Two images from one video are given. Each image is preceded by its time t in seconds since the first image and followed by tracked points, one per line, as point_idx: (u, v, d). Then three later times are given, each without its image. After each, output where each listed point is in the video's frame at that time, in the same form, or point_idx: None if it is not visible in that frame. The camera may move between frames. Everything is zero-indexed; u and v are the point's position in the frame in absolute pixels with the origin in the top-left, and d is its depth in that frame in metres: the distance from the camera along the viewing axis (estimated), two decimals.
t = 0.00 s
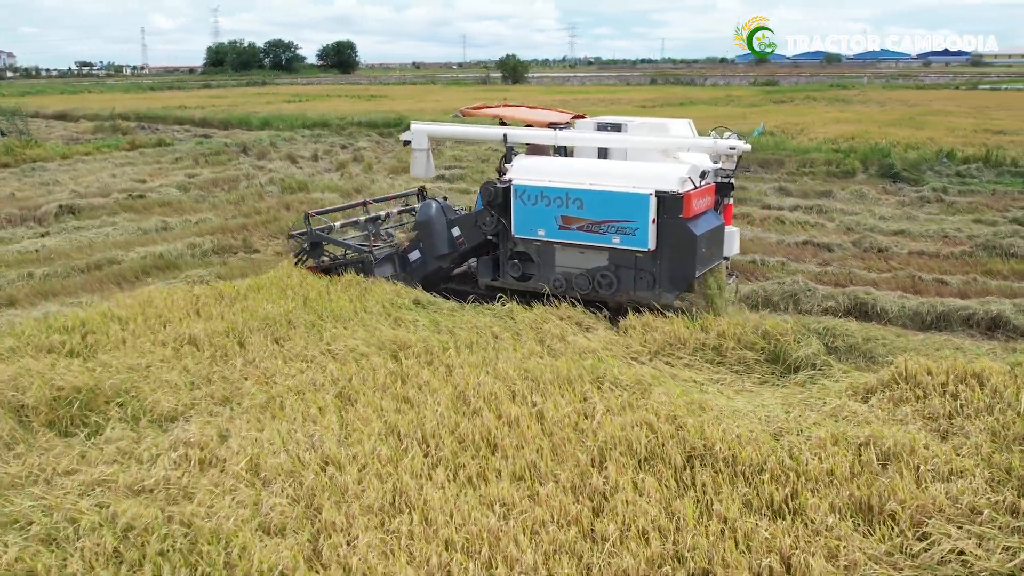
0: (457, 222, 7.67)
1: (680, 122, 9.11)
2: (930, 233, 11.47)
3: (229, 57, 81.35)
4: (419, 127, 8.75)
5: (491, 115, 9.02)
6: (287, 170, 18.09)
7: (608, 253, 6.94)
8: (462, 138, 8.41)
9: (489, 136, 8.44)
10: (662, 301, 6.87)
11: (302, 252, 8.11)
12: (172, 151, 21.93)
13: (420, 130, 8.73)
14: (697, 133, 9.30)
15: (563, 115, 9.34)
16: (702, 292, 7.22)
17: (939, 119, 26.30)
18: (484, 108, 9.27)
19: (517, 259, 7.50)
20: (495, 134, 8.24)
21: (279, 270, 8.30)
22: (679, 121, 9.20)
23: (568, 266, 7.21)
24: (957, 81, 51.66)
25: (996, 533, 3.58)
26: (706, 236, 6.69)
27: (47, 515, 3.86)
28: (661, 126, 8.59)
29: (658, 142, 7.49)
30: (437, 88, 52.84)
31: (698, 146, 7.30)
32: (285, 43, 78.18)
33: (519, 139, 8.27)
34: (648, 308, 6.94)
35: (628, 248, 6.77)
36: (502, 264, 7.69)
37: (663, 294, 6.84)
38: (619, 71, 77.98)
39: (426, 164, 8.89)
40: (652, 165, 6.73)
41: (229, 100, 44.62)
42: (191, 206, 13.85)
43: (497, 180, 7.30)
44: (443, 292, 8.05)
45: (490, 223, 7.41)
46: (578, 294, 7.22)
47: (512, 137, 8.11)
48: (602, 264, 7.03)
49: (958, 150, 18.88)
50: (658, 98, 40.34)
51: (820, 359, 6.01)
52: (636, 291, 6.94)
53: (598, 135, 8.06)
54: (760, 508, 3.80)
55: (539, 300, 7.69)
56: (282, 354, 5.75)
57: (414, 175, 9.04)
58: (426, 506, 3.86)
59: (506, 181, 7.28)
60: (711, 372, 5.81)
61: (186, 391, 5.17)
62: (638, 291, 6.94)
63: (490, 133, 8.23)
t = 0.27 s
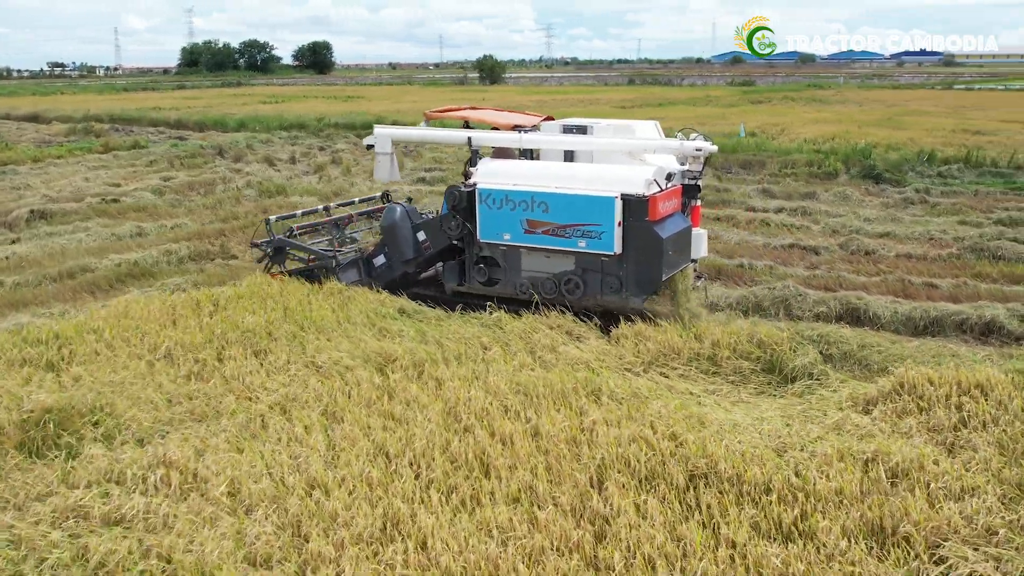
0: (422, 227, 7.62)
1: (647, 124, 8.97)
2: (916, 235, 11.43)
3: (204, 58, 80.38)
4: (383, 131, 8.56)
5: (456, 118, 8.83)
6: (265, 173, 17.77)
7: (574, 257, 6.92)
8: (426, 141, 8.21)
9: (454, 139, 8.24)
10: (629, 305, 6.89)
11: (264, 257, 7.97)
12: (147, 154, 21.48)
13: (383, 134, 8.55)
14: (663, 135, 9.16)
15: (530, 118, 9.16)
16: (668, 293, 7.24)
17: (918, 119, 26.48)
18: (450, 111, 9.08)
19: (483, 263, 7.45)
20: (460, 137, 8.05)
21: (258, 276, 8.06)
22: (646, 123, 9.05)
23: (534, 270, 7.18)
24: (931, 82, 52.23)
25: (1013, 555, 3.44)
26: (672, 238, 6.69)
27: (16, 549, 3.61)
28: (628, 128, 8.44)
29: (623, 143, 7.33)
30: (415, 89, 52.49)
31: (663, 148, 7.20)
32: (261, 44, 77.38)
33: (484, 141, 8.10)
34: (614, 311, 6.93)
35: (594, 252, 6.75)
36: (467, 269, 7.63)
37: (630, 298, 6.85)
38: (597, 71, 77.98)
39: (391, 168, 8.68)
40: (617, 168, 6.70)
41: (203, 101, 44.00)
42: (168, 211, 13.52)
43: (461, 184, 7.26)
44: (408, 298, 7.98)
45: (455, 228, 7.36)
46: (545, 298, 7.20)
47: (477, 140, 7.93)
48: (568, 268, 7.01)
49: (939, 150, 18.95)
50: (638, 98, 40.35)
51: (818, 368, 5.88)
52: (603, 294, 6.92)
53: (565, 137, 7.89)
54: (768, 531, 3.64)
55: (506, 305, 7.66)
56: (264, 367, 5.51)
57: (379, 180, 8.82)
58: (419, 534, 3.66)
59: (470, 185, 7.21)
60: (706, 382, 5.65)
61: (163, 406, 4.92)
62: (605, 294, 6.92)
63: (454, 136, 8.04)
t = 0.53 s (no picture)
0: (393, 231, 7.47)
1: (622, 124, 8.73)
2: (914, 238, 11.29)
3: (188, 58, 79.63)
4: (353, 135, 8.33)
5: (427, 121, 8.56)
6: (251, 175, 17.44)
7: (547, 261, 6.80)
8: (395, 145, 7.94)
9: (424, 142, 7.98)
10: (604, 309, 6.74)
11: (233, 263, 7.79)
12: (131, 155, 21.08)
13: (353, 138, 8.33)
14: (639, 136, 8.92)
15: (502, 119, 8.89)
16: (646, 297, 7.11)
17: (907, 119, 26.47)
18: (421, 114, 8.82)
19: (456, 268, 7.32)
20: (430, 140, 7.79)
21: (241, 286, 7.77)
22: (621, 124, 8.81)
23: (508, 275, 7.05)
24: (918, 82, 52.44)
25: None
26: (646, 241, 6.56)
27: None
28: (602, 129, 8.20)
29: (596, 145, 7.12)
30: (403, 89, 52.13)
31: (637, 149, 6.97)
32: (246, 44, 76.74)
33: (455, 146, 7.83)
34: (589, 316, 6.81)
35: (568, 256, 6.62)
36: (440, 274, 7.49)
37: (604, 302, 6.71)
38: (585, 71, 77.85)
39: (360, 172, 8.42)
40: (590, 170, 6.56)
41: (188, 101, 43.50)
42: (152, 215, 13.18)
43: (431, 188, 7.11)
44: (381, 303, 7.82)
45: (426, 232, 7.22)
46: (519, 303, 7.07)
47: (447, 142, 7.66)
48: (542, 272, 6.89)
49: (931, 151, 18.87)
50: (627, 98, 40.23)
51: (827, 381, 5.67)
52: (577, 298, 6.79)
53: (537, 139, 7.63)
54: (789, 565, 3.41)
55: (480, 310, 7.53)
56: (250, 383, 5.23)
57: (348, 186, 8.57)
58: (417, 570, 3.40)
59: (441, 189, 7.06)
60: (712, 397, 5.43)
61: (143, 427, 4.63)
62: (579, 299, 6.79)
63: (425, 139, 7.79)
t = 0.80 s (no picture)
0: (377, 235, 7.22)
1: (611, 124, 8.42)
2: (928, 241, 11.03)
3: (189, 58, 79.37)
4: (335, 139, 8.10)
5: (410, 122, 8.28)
6: (252, 176, 17.19)
7: (534, 264, 6.59)
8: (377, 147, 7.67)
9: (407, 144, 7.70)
10: (592, 314, 6.51)
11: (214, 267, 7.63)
12: (130, 156, 20.83)
13: (335, 142, 8.11)
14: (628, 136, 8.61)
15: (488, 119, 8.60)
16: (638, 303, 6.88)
17: (914, 119, 26.20)
18: (405, 115, 8.54)
19: (442, 273, 7.10)
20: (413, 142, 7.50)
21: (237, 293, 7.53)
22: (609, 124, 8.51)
23: (494, 279, 6.85)
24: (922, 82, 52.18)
25: None
26: (635, 244, 6.33)
27: None
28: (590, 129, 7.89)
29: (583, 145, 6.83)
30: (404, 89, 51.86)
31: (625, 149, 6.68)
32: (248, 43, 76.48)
33: (439, 147, 7.51)
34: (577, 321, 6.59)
35: (554, 260, 6.40)
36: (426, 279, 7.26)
37: (593, 306, 6.49)
38: (587, 70, 77.62)
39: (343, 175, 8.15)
40: (577, 171, 6.35)
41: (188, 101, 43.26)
42: (150, 217, 12.93)
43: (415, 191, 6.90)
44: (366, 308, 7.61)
45: (410, 237, 6.99)
46: (506, 309, 6.86)
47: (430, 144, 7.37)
48: (529, 276, 6.68)
49: (941, 152, 18.61)
50: (630, 98, 39.98)
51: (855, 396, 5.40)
52: (564, 303, 6.58)
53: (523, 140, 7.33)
54: None
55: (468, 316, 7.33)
56: (248, 399, 4.97)
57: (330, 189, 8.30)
58: None
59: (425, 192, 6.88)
60: (733, 412, 5.17)
61: (134, 447, 4.37)
62: (567, 303, 6.57)
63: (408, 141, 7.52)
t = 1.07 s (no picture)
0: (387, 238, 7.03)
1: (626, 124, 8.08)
2: (975, 248, 10.59)
3: (218, 58, 79.97)
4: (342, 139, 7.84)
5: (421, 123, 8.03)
6: (278, 177, 17.06)
7: (545, 271, 6.29)
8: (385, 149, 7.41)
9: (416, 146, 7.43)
10: (606, 322, 6.21)
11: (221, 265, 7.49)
12: (157, 156, 20.83)
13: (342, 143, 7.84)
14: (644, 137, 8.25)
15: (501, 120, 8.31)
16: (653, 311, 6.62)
17: (951, 121, 25.55)
18: (417, 116, 8.29)
19: (451, 279, 6.85)
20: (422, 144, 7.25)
21: (260, 300, 7.33)
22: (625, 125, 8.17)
23: (504, 285, 6.56)
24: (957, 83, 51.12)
25: None
26: (650, 249, 6.04)
27: None
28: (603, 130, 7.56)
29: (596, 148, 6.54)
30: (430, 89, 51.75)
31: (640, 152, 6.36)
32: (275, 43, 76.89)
33: (449, 149, 7.24)
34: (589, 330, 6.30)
35: (566, 266, 6.12)
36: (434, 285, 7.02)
37: (606, 314, 6.19)
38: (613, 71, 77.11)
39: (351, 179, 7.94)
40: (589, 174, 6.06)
41: (216, 101, 43.45)
42: (175, 218, 12.81)
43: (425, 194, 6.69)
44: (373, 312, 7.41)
45: (420, 241, 6.77)
46: (517, 316, 6.56)
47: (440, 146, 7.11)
48: (539, 283, 6.38)
49: (983, 155, 18.06)
50: (658, 98, 39.53)
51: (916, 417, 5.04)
52: (576, 311, 6.28)
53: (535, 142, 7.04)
54: None
55: (479, 324, 7.05)
56: (272, 416, 4.74)
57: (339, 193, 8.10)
58: None
59: (434, 195, 6.62)
60: (786, 435, 4.85)
61: (152, 469, 4.14)
62: (579, 311, 6.28)
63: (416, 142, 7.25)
